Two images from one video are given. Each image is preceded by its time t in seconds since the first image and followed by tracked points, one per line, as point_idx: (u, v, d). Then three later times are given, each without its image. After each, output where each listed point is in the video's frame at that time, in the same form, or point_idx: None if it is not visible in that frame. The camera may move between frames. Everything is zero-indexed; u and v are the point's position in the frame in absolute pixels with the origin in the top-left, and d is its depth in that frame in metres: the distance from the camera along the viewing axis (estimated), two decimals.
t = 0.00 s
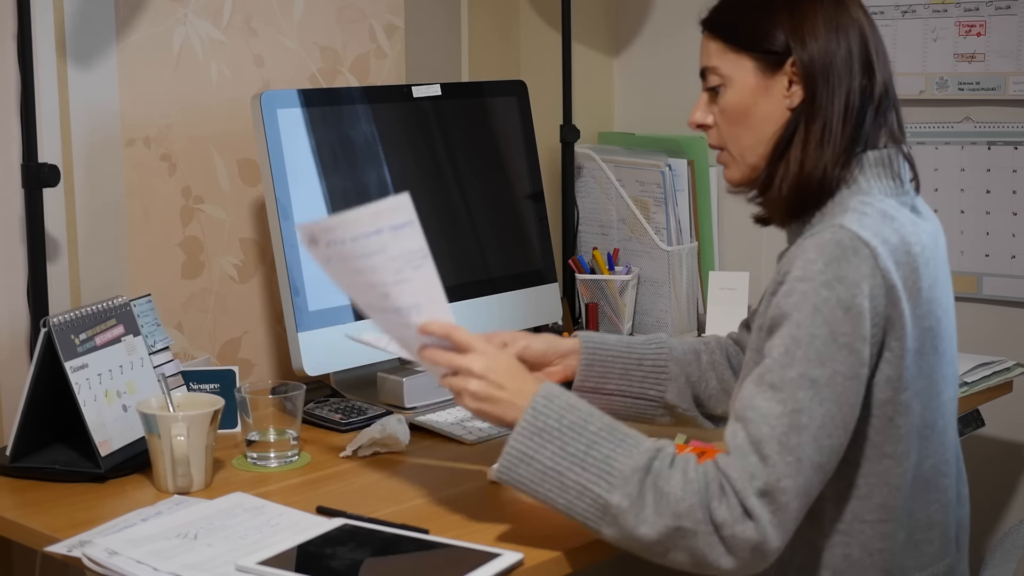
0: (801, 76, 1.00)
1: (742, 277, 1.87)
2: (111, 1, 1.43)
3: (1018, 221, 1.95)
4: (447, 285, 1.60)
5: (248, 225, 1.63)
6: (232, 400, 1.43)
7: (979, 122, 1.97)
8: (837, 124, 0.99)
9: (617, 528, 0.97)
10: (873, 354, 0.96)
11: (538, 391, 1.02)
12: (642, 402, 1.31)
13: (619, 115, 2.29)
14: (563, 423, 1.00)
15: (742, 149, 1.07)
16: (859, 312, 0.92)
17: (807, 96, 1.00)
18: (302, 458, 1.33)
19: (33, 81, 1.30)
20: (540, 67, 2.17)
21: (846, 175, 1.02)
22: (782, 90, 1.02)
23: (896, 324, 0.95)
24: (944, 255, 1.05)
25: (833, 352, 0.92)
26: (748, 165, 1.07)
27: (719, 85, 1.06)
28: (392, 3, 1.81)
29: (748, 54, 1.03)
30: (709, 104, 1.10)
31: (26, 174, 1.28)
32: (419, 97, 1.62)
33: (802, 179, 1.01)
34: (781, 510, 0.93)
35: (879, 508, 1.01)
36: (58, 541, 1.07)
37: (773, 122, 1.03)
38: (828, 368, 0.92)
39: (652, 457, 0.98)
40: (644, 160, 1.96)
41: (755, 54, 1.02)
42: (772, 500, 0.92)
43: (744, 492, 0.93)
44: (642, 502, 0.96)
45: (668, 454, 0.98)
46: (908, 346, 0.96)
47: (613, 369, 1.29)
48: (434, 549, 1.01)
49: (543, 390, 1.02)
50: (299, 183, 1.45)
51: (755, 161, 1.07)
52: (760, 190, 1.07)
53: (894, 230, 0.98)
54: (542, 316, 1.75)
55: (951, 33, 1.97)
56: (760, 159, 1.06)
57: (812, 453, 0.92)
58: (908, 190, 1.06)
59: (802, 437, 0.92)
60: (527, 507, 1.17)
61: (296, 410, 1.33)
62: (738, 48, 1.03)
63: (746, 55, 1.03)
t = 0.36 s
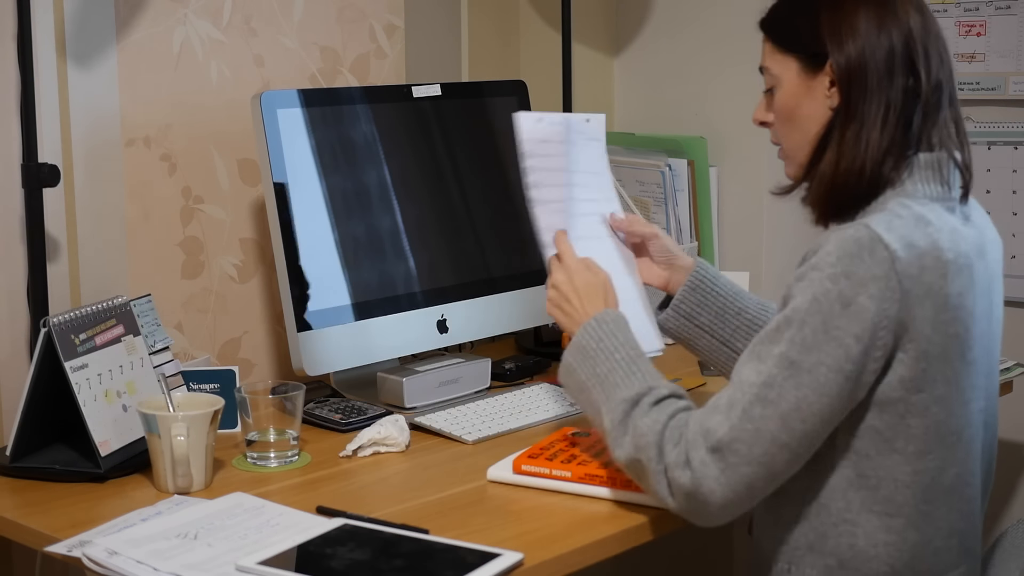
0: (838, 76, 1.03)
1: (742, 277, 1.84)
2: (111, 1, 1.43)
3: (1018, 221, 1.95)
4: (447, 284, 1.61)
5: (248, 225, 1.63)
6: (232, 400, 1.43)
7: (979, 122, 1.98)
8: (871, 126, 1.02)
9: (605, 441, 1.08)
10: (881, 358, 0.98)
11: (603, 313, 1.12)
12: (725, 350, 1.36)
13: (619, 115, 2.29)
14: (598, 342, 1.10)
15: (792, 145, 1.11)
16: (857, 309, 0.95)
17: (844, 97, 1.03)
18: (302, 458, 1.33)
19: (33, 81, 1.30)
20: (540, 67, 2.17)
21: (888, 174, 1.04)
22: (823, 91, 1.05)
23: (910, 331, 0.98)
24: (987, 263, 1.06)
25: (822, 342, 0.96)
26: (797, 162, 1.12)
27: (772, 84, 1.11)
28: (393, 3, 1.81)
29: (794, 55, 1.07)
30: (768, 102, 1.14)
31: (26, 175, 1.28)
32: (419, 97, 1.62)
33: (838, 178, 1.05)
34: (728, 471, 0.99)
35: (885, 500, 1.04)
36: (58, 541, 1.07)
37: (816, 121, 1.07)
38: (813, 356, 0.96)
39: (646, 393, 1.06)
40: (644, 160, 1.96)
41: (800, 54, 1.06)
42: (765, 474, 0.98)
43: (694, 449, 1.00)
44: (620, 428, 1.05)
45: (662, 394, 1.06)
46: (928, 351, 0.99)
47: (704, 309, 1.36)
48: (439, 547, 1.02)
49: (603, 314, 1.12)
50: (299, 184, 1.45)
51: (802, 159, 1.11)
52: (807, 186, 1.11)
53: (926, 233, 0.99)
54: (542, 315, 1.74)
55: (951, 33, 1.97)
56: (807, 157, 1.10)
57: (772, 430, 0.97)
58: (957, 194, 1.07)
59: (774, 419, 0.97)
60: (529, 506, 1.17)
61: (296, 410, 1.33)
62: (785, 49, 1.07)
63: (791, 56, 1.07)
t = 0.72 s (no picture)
0: (868, 88, 1.05)
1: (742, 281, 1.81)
2: (111, 2, 1.43)
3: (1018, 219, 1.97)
4: (446, 284, 1.61)
5: (249, 225, 1.63)
6: (232, 400, 1.43)
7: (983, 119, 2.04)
8: (903, 130, 1.04)
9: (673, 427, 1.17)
10: (909, 349, 0.99)
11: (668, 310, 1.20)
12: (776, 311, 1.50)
13: (619, 115, 2.29)
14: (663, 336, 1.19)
15: (840, 158, 1.14)
16: (880, 301, 0.98)
17: (876, 106, 1.05)
18: (302, 458, 1.33)
19: (33, 81, 1.30)
20: (540, 67, 2.17)
21: (927, 177, 1.05)
22: (858, 101, 1.08)
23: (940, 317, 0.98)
24: None
25: (845, 332, 0.99)
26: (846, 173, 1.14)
27: (815, 101, 1.14)
28: (393, 3, 1.81)
29: (828, 70, 1.10)
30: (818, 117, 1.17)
31: (25, 174, 1.28)
32: (419, 97, 1.62)
33: (875, 184, 1.06)
34: (764, 453, 1.04)
35: (899, 484, 1.05)
36: (58, 541, 1.07)
37: (856, 132, 1.09)
38: (838, 345, 0.99)
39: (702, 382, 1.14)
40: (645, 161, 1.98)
41: (834, 69, 1.09)
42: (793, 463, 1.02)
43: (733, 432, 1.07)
44: (681, 416, 1.15)
45: (716, 385, 1.14)
46: (954, 343, 0.99)
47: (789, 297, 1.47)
48: (439, 546, 1.02)
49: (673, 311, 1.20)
50: (298, 181, 1.45)
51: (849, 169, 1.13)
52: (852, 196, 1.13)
53: (955, 231, 1.00)
54: (541, 316, 1.74)
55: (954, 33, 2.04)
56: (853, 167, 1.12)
57: (804, 413, 1.01)
58: (1001, 198, 1.07)
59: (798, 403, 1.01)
60: (530, 505, 1.17)
61: (296, 410, 1.33)
62: (821, 66, 1.11)
63: (826, 72, 1.10)
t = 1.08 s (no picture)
0: (875, 86, 1.05)
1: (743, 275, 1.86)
2: (111, 2, 1.43)
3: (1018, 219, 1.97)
4: (446, 284, 1.61)
5: (248, 225, 1.63)
6: (232, 400, 1.43)
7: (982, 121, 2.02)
8: (907, 130, 1.04)
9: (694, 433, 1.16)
10: (922, 338, 0.99)
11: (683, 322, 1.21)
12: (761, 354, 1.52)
13: (619, 114, 2.29)
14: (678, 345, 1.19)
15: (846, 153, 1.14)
16: (894, 292, 0.98)
17: (881, 105, 1.05)
18: (302, 458, 1.33)
19: (33, 81, 1.30)
20: (540, 67, 2.17)
21: (930, 177, 1.05)
22: (866, 98, 1.08)
23: (951, 306, 0.98)
24: None
25: (864, 327, 0.98)
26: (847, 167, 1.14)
27: (824, 96, 1.14)
28: (393, 3, 1.81)
29: (840, 66, 1.10)
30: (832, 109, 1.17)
31: (25, 174, 1.28)
32: (419, 97, 1.62)
33: (874, 180, 1.06)
34: (789, 458, 1.03)
35: (905, 481, 1.05)
36: (58, 541, 1.07)
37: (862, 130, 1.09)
38: (856, 340, 0.99)
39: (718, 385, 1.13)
40: (644, 160, 1.97)
41: (846, 65, 1.09)
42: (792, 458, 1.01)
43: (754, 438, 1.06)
44: (698, 421, 1.14)
45: (728, 390, 1.12)
46: (961, 335, 0.99)
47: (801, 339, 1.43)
48: (439, 546, 1.02)
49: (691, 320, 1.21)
50: (298, 183, 1.45)
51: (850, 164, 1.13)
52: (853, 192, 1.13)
53: (962, 222, 1.00)
54: (542, 316, 1.74)
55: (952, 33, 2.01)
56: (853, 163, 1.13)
57: (827, 414, 1.00)
58: (1005, 198, 1.07)
59: (822, 403, 1.00)
60: (531, 506, 1.17)
61: (296, 410, 1.33)
62: (834, 61, 1.11)
63: (838, 68, 1.10)
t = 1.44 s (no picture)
0: (879, 82, 1.04)
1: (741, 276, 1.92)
2: (111, 1, 1.43)
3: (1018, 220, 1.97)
4: (447, 284, 1.61)
5: (248, 225, 1.63)
6: (232, 400, 1.43)
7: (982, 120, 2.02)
8: (910, 128, 1.03)
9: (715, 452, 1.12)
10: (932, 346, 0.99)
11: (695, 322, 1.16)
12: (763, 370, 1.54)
13: (619, 114, 2.29)
14: (696, 354, 1.14)
15: (835, 150, 1.12)
16: (909, 300, 0.97)
17: (885, 102, 1.04)
18: (302, 458, 1.33)
19: (33, 81, 1.30)
20: (540, 67, 2.17)
21: (925, 178, 1.05)
22: (865, 94, 1.07)
23: (956, 316, 0.98)
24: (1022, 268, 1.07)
25: (885, 339, 0.97)
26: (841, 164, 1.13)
27: (814, 90, 1.12)
28: (393, 3, 1.81)
29: (836, 60, 1.08)
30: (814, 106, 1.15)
31: (26, 175, 1.28)
32: (419, 97, 1.62)
33: (877, 178, 1.06)
34: (832, 486, 1.00)
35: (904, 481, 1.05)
36: (58, 541, 1.07)
37: (858, 127, 1.08)
38: (880, 354, 0.97)
39: (745, 401, 1.09)
40: (644, 161, 1.98)
41: (843, 59, 1.07)
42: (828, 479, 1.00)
43: (793, 464, 1.02)
44: (725, 442, 1.09)
45: (760, 410, 1.08)
46: (966, 340, 0.99)
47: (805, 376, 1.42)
48: (439, 547, 1.02)
49: (699, 322, 1.16)
50: (298, 182, 1.45)
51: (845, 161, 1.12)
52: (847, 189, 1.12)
53: (961, 227, 1.01)
54: (541, 315, 1.74)
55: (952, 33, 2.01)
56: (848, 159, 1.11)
57: (862, 434, 0.98)
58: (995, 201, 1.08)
59: (855, 422, 0.98)
60: (532, 507, 1.17)
61: (296, 410, 1.33)
62: (828, 54, 1.09)
63: (834, 61, 1.08)
